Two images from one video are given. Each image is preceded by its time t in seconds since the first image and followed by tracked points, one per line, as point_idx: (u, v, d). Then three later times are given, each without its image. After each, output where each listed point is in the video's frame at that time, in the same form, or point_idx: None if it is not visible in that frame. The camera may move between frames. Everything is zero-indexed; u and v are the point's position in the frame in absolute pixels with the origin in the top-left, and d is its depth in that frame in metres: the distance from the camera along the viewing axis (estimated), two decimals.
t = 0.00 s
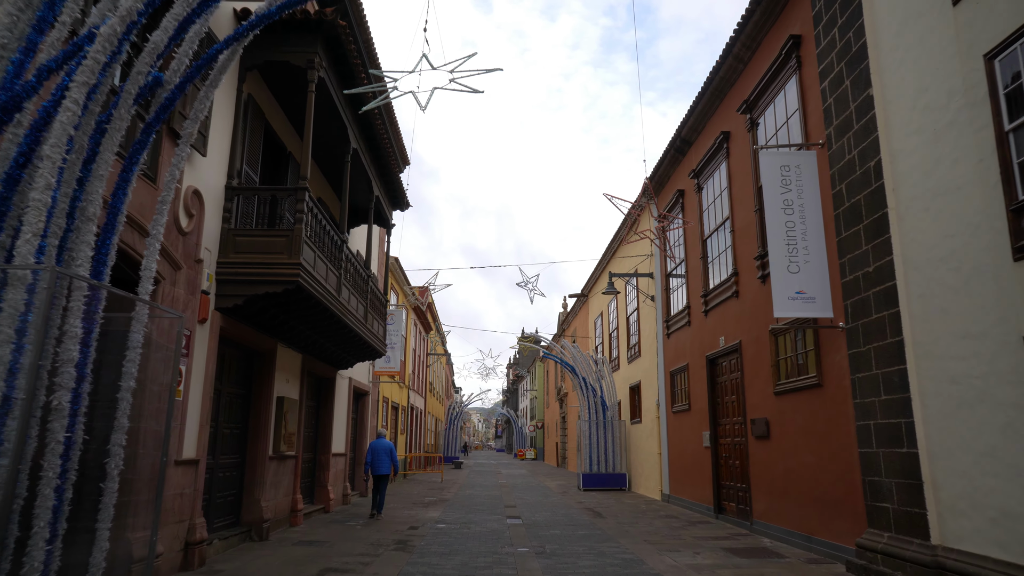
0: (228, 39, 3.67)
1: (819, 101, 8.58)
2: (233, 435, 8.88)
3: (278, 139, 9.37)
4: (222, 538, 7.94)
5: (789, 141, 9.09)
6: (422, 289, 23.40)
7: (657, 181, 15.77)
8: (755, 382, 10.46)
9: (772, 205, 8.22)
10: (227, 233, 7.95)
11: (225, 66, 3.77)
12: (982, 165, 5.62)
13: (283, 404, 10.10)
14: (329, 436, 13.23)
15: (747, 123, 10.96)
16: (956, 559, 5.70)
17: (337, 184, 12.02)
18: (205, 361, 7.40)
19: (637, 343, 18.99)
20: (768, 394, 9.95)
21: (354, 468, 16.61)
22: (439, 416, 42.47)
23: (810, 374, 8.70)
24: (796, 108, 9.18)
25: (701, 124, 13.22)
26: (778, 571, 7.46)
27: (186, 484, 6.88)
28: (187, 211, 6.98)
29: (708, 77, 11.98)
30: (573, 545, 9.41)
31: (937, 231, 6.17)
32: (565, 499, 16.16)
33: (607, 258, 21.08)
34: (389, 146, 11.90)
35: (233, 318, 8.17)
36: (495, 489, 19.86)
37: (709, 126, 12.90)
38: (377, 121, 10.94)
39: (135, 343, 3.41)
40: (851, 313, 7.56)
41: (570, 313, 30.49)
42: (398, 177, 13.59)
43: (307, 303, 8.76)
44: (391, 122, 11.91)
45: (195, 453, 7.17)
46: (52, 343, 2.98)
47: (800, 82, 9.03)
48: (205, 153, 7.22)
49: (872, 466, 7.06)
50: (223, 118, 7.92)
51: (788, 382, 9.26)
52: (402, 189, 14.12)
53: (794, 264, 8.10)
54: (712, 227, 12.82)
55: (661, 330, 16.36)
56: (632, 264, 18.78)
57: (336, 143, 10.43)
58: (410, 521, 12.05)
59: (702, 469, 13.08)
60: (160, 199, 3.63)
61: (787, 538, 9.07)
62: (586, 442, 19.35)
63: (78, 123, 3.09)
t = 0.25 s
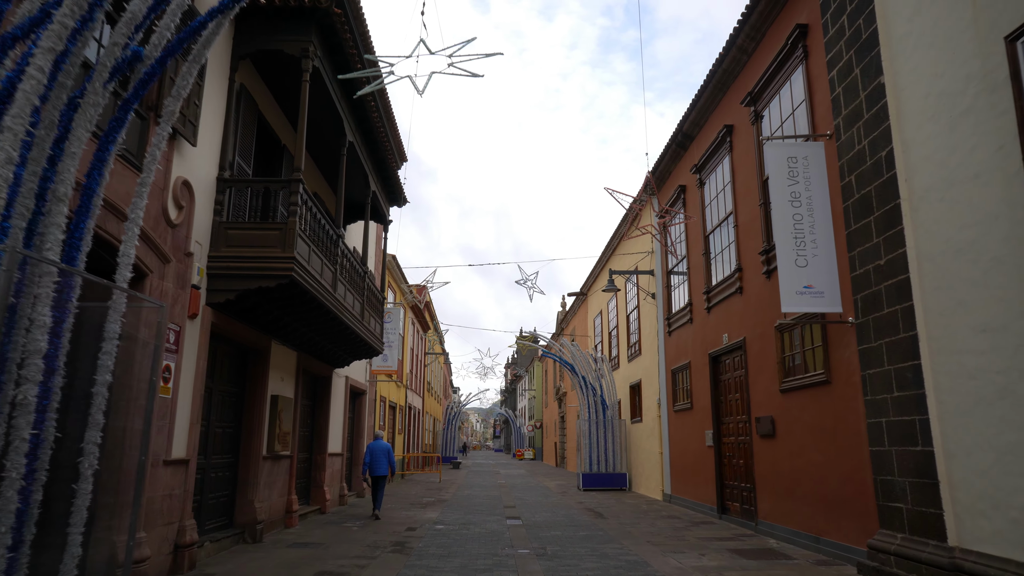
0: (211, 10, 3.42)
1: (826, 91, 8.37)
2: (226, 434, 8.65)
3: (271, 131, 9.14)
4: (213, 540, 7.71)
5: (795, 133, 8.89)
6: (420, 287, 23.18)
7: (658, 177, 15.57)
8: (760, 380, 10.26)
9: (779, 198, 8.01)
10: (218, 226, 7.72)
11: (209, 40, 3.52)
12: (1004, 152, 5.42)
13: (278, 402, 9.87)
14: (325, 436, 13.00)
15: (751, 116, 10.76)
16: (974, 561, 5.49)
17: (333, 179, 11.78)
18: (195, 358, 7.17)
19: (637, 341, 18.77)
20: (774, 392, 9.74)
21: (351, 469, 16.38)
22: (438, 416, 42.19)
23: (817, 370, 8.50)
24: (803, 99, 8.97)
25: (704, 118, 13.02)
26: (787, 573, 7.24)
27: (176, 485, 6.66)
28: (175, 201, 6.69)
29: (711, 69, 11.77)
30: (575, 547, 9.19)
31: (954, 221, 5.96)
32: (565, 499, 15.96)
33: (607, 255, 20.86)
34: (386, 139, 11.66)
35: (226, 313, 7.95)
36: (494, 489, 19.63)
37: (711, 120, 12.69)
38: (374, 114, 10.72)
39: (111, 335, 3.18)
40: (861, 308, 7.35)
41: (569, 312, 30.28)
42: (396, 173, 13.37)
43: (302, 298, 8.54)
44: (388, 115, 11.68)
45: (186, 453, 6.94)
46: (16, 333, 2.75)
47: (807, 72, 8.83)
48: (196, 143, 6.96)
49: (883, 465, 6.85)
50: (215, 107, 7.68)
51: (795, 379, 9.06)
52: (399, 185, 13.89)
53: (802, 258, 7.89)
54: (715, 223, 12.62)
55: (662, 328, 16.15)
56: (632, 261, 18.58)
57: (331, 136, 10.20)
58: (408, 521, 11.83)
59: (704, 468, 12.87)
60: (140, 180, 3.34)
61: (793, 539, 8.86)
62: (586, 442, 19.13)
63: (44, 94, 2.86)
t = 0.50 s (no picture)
0: None
1: (832, 80, 8.18)
2: (216, 432, 8.43)
3: (263, 121, 8.92)
4: (203, 541, 7.50)
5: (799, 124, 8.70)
6: (417, 284, 22.94)
7: (658, 171, 15.38)
8: (763, 376, 10.07)
9: (784, 189, 7.82)
10: (208, 217, 7.50)
11: (189, 9, 3.29)
12: (1021, 136, 5.28)
13: (271, 399, 9.66)
14: (319, 433, 12.78)
15: (753, 107, 10.57)
16: (990, 563, 5.29)
17: (327, 172, 11.57)
18: (184, 353, 6.95)
19: (636, 339, 18.59)
20: (777, 389, 9.56)
21: (346, 467, 16.16)
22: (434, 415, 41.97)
23: (822, 366, 8.31)
24: (807, 89, 8.78)
25: (705, 111, 12.83)
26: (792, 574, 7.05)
27: (163, 484, 6.44)
28: (162, 191, 6.44)
29: (713, 60, 11.58)
30: (574, 547, 8.99)
31: (968, 210, 5.78)
32: (563, 497, 15.77)
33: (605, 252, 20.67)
34: (382, 131, 11.45)
35: (216, 307, 7.73)
36: (491, 488, 19.43)
37: (713, 112, 12.50)
38: (370, 105, 10.53)
39: (83, 324, 2.96)
40: (869, 302, 7.16)
41: (566, 309, 30.07)
42: (392, 167, 13.19)
43: (295, 292, 8.33)
44: (384, 107, 11.47)
45: (174, 451, 6.72)
46: None
47: (812, 61, 8.64)
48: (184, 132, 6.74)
49: (892, 463, 6.66)
50: (206, 95, 7.46)
51: (799, 375, 8.87)
52: (395, 179, 13.68)
53: (808, 250, 7.70)
54: (716, 217, 12.44)
55: (661, 325, 15.97)
56: (631, 257, 18.41)
57: (325, 127, 10.00)
58: (403, 521, 11.62)
59: (705, 467, 12.68)
60: (116, 157, 3.11)
61: (797, 539, 8.68)
62: (585, 440, 18.94)
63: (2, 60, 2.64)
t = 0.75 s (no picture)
0: None
1: (838, 75, 8.01)
2: (207, 435, 8.21)
3: (256, 116, 8.71)
4: (193, 548, 7.29)
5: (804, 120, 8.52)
6: (414, 285, 22.72)
7: (658, 170, 15.20)
8: (766, 378, 9.89)
9: (790, 186, 7.64)
10: (198, 214, 7.29)
11: None
12: None
13: (264, 402, 9.44)
14: (314, 436, 12.56)
15: (756, 104, 10.41)
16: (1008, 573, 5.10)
17: (322, 169, 11.36)
18: (172, 354, 6.74)
19: (635, 340, 18.41)
20: (781, 391, 9.38)
21: (342, 471, 15.93)
22: (432, 417, 41.72)
23: (828, 368, 8.12)
24: (813, 84, 8.61)
25: (706, 109, 12.65)
26: None
27: (151, 489, 6.23)
28: (150, 186, 6.23)
29: (714, 56, 11.42)
30: (575, 553, 8.77)
31: (985, 206, 5.60)
32: (562, 501, 15.57)
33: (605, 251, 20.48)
34: (378, 128, 11.24)
35: (206, 307, 7.51)
36: (489, 491, 19.21)
37: (714, 110, 12.33)
38: (366, 101, 10.33)
39: (53, 322, 2.77)
40: (877, 302, 6.97)
41: (565, 311, 29.84)
42: (388, 166, 13.00)
43: (288, 292, 8.12)
44: (380, 104, 11.25)
45: (162, 456, 6.51)
46: None
47: (817, 56, 8.47)
48: (173, 125, 6.53)
49: (902, 468, 6.46)
50: (196, 88, 7.25)
51: (804, 377, 8.69)
52: (392, 178, 13.47)
53: (814, 249, 7.52)
54: (718, 216, 12.27)
55: (661, 326, 15.78)
56: (630, 258, 18.23)
57: (320, 124, 9.80)
58: (400, 525, 11.40)
59: (706, 470, 12.49)
60: (88, 145, 2.93)
61: (802, 545, 8.50)
62: (583, 443, 18.74)
63: None
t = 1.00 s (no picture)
0: None
1: (843, 69, 7.87)
2: (198, 436, 8.01)
3: (249, 110, 8.53)
4: (183, 551, 7.09)
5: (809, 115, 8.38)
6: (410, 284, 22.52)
7: (657, 168, 15.05)
8: (768, 378, 9.74)
9: (795, 182, 7.49)
10: (188, 208, 7.11)
11: None
12: None
13: (257, 401, 9.25)
14: (309, 437, 12.36)
15: (758, 100, 10.29)
16: None
17: (317, 165, 11.18)
18: (162, 352, 6.55)
19: (633, 340, 18.26)
20: (783, 391, 9.23)
21: (337, 472, 15.74)
22: (427, 418, 41.50)
23: (834, 368, 7.96)
24: (817, 79, 8.47)
25: (707, 106, 12.50)
26: None
27: (139, 491, 6.04)
28: (139, 179, 6.04)
29: (716, 53, 11.28)
30: (574, 556, 8.60)
31: (999, 200, 5.45)
32: (560, 502, 15.40)
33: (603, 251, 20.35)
34: (374, 124, 11.07)
35: (197, 304, 7.32)
36: (486, 492, 19.03)
37: (715, 107, 12.19)
38: (362, 96, 10.16)
39: (24, 312, 2.60)
40: (884, 300, 6.82)
41: (562, 311, 29.68)
42: (385, 162, 12.83)
43: (282, 289, 7.94)
44: (376, 99, 11.08)
45: (151, 456, 6.32)
46: None
47: (822, 50, 8.33)
48: (163, 116, 6.33)
49: (911, 469, 6.31)
50: (188, 79, 7.07)
51: (808, 377, 8.55)
52: (388, 175, 13.29)
53: (819, 246, 7.36)
54: (718, 214, 12.13)
55: (660, 326, 15.63)
56: (628, 257, 18.07)
57: (315, 118, 9.63)
58: (395, 528, 11.21)
59: (707, 472, 12.33)
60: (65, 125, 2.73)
61: (807, 548, 8.35)
62: (581, 444, 18.57)
63: None
